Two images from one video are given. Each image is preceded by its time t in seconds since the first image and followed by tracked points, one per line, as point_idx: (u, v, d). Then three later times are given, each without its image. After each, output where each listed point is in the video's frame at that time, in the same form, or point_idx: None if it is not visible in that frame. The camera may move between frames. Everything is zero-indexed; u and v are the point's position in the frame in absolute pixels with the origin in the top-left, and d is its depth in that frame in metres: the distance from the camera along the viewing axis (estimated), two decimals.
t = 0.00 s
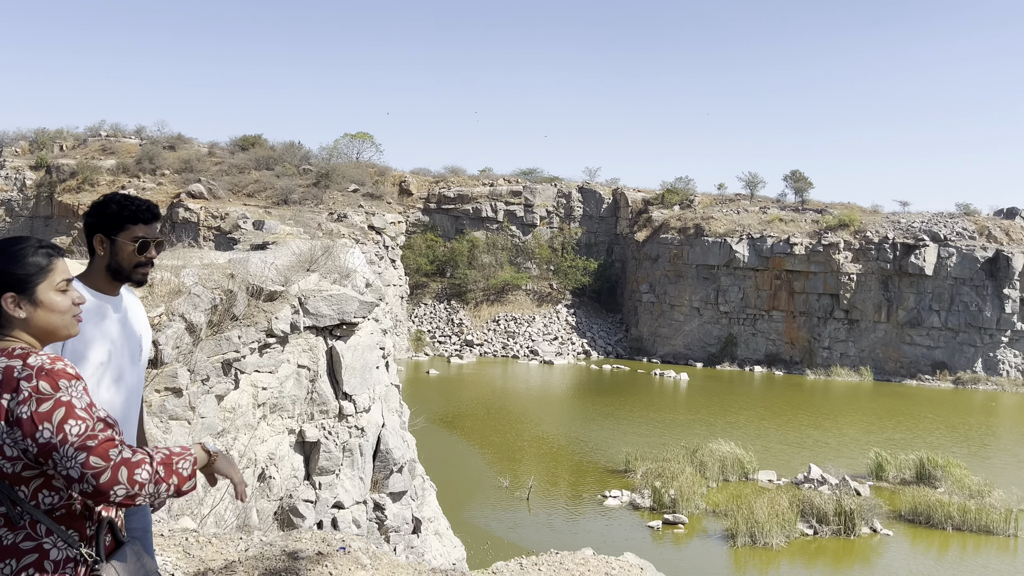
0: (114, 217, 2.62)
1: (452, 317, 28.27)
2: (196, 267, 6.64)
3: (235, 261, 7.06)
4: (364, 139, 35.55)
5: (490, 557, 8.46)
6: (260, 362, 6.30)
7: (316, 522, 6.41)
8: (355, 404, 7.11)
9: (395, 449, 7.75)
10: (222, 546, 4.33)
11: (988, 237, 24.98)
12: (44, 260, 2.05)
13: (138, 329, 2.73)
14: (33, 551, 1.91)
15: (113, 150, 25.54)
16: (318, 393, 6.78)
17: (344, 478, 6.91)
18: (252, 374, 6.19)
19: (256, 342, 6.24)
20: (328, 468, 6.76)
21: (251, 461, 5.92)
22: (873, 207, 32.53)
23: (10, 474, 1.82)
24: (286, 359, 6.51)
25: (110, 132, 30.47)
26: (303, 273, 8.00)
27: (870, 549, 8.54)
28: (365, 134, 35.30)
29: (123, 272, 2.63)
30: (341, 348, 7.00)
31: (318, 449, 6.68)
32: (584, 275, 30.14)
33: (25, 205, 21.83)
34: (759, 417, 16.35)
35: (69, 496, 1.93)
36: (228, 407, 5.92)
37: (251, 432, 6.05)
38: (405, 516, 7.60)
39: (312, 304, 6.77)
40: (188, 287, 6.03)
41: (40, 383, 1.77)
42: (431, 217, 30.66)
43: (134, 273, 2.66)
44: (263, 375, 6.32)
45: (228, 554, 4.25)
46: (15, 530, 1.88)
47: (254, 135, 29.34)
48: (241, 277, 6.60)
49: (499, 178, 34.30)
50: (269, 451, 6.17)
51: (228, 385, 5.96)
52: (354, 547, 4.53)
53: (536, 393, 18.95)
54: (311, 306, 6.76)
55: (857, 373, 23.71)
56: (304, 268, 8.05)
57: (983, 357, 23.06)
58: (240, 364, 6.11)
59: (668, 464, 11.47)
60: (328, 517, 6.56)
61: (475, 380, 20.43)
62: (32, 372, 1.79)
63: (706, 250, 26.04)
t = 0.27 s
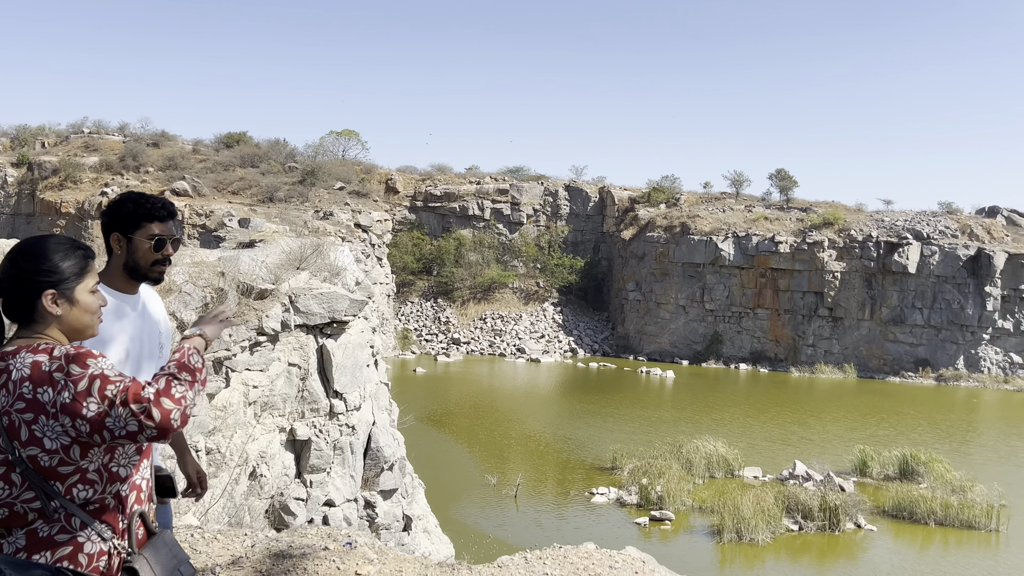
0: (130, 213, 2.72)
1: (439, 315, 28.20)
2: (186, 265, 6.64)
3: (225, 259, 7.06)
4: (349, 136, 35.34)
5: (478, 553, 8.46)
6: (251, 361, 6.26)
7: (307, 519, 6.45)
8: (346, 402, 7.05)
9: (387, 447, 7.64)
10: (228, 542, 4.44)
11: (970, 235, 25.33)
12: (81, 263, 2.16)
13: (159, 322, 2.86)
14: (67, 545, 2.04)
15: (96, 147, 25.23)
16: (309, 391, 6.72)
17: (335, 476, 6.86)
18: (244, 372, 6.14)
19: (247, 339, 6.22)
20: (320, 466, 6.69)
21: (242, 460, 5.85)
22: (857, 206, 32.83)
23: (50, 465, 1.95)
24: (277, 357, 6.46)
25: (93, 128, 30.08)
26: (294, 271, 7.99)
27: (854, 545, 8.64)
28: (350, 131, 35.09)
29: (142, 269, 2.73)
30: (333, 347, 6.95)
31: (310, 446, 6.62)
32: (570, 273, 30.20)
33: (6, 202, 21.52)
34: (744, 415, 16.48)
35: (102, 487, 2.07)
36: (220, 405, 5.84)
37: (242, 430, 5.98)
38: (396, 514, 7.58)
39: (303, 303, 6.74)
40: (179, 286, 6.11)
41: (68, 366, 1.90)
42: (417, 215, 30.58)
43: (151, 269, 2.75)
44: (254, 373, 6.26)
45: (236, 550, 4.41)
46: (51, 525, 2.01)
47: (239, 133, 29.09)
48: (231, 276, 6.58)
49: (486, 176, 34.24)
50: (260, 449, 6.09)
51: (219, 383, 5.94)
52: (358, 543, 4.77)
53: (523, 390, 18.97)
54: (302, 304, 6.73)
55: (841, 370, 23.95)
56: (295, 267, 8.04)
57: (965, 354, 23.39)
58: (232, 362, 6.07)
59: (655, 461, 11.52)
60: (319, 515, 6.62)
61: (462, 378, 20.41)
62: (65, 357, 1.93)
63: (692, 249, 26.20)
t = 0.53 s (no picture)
0: (134, 219, 2.62)
1: (421, 314, 28.06)
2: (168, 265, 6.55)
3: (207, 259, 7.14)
4: (330, 134, 35.03)
5: (460, 551, 8.42)
6: (235, 360, 6.08)
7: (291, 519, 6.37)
8: (330, 402, 7.00)
9: (371, 447, 7.65)
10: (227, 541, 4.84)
11: (946, 235, 25.75)
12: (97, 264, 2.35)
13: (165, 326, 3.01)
14: (108, 536, 2.13)
15: (73, 145, 24.81)
16: (293, 391, 6.66)
17: (319, 475, 6.81)
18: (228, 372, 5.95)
19: (231, 339, 6.04)
20: (304, 465, 6.64)
21: (226, 460, 5.71)
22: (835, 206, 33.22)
23: (84, 450, 2.06)
24: (260, 357, 6.35)
25: (68, 125, 29.57)
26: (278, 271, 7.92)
27: (834, 541, 8.73)
28: (331, 129, 34.81)
29: (148, 276, 2.65)
30: (316, 346, 6.87)
31: (294, 446, 6.54)
32: (552, 272, 30.23)
33: None
34: (724, 413, 16.61)
35: (135, 472, 2.18)
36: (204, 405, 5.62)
37: (225, 430, 5.81)
38: (380, 513, 7.56)
39: (287, 302, 6.62)
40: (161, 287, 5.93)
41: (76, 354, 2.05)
42: (399, 214, 30.43)
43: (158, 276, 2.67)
44: (238, 373, 6.09)
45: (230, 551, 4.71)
46: (88, 514, 2.10)
47: (219, 130, 28.72)
48: (215, 275, 6.51)
49: (468, 175, 34.15)
50: (244, 449, 5.97)
51: (203, 382, 5.67)
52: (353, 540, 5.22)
53: (505, 390, 18.95)
54: (286, 304, 6.62)
55: (820, 368, 24.25)
56: (278, 266, 7.98)
57: (941, 353, 23.81)
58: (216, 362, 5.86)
59: (636, 460, 11.56)
60: (303, 515, 6.52)
61: (444, 377, 20.34)
62: (79, 346, 2.10)
63: (673, 248, 26.35)
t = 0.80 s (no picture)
0: (132, 220, 2.72)
1: (402, 315, 27.91)
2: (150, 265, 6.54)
3: (191, 258, 7.24)
4: (311, 133, 34.73)
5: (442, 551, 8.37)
6: (218, 361, 6.04)
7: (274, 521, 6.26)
8: (313, 403, 6.90)
9: (354, 447, 7.53)
10: (220, 540, 5.11)
11: (924, 237, 26.17)
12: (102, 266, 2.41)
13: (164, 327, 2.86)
14: (107, 533, 2.19)
15: (50, 143, 24.41)
16: (276, 391, 6.55)
17: (302, 476, 6.69)
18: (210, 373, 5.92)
19: (214, 340, 6.02)
20: (286, 466, 6.54)
21: (209, 461, 5.65)
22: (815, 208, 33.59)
23: (81, 452, 2.10)
24: (243, 358, 6.26)
25: (45, 122, 29.11)
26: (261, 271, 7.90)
27: (813, 541, 8.81)
28: (312, 128, 34.53)
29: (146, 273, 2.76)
30: (299, 346, 6.81)
31: (277, 447, 6.45)
32: (534, 273, 30.24)
33: None
34: (704, 413, 16.73)
35: (133, 473, 2.23)
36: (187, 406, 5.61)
37: (208, 431, 5.74)
38: (363, 514, 7.43)
39: (270, 302, 6.56)
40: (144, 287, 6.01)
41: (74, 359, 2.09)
42: (381, 214, 30.27)
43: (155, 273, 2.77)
44: (221, 374, 6.04)
45: (221, 549, 5.03)
46: (90, 511, 2.15)
47: (199, 129, 28.37)
48: (198, 276, 6.53)
49: (450, 176, 34.07)
50: (227, 450, 5.87)
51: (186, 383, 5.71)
52: (344, 540, 5.53)
53: (486, 390, 18.90)
54: (269, 304, 6.55)
55: (799, 369, 24.51)
56: (261, 266, 7.96)
57: (920, 354, 24.20)
58: (199, 362, 5.86)
59: (618, 460, 11.59)
60: (286, 515, 6.45)
61: (426, 378, 20.27)
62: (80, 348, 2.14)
63: (654, 249, 26.49)
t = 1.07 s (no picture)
0: (126, 221, 2.73)
1: (388, 315, 27.77)
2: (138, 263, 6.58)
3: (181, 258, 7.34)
4: (298, 133, 34.53)
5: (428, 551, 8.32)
6: (204, 361, 5.98)
7: (260, 522, 6.18)
8: (300, 403, 6.82)
9: (340, 448, 7.46)
10: (211, 540, 5.17)
11: (908, 240, 26.49)
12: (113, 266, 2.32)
13: (163, 326, 2.96)
14: (106, 534, 2.10)
15: (33, 140, 24.12)
16: (263, 392, 6.47)
17: (288, 477, 6.62)
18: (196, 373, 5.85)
19: (200, 340, 5.94)
20: (272, 467, 6.46)
21: (195, 461, 5.57)
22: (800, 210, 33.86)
23: (81, 455, 2.05)
24: (229, 358, 6.20)
25: (28, 120, 28.76)
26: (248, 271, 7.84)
27: (798, 542, 8.87)
28: (298, 128, 34.34)
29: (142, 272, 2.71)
30: (286, 347, 6.72)
31: (263, 448, 6.38)
32: (521, 274, 30.24)
33: None
34: (689, 415, 16.81)
35: (132, 477, 2.15)
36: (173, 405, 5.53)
37: (194, 431, 5.66)
38: (349, 515, 7.36)
39: (256, 303, 6.51)
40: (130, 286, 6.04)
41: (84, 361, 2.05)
42: (367, 214, 30.16)
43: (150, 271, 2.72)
44: (206, 374, 5.98)
45: (215, 548, 5.10)
46: (90, 512, 2.08)
47: (184, 127, 28.12)
48: (185, 275, 6.46)
49: (437, 176, 34.00)
50: (212, 450, 5.77)
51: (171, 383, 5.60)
52: (335, 539, 5.63)
53: (473, 391, 18.87)
54: (255, 304, 6.50)
55: (784, 370, 24.70)
56: (248, 266, 7.90)
57: (903, 355, 24.48)
58: (184, 362, 5.78)
59: (604, 461, 11.61)
60: (272, 516, 6.37)
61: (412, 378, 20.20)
62: (88, 353, 2.08)
63: (641, 250, 26.60)
